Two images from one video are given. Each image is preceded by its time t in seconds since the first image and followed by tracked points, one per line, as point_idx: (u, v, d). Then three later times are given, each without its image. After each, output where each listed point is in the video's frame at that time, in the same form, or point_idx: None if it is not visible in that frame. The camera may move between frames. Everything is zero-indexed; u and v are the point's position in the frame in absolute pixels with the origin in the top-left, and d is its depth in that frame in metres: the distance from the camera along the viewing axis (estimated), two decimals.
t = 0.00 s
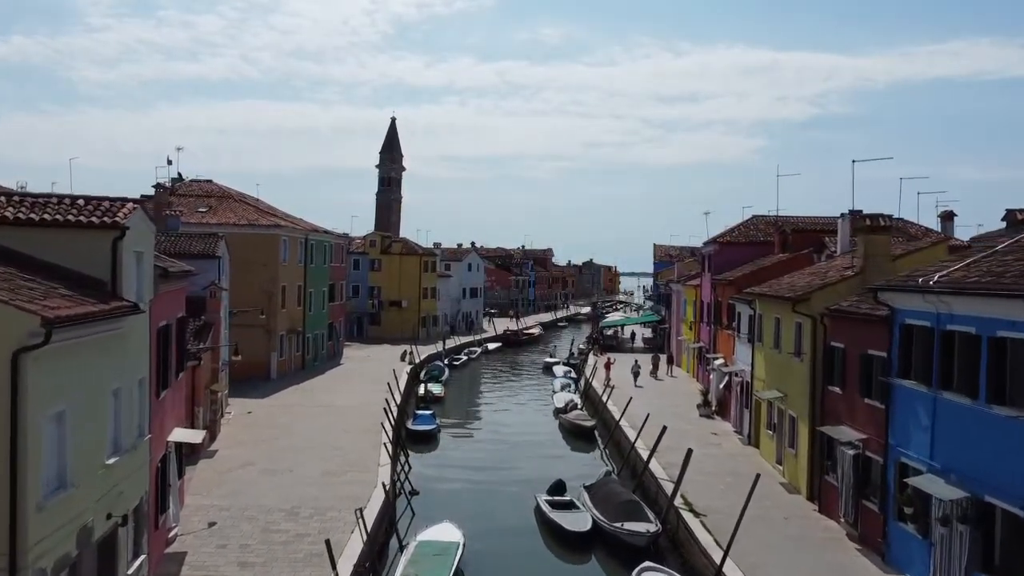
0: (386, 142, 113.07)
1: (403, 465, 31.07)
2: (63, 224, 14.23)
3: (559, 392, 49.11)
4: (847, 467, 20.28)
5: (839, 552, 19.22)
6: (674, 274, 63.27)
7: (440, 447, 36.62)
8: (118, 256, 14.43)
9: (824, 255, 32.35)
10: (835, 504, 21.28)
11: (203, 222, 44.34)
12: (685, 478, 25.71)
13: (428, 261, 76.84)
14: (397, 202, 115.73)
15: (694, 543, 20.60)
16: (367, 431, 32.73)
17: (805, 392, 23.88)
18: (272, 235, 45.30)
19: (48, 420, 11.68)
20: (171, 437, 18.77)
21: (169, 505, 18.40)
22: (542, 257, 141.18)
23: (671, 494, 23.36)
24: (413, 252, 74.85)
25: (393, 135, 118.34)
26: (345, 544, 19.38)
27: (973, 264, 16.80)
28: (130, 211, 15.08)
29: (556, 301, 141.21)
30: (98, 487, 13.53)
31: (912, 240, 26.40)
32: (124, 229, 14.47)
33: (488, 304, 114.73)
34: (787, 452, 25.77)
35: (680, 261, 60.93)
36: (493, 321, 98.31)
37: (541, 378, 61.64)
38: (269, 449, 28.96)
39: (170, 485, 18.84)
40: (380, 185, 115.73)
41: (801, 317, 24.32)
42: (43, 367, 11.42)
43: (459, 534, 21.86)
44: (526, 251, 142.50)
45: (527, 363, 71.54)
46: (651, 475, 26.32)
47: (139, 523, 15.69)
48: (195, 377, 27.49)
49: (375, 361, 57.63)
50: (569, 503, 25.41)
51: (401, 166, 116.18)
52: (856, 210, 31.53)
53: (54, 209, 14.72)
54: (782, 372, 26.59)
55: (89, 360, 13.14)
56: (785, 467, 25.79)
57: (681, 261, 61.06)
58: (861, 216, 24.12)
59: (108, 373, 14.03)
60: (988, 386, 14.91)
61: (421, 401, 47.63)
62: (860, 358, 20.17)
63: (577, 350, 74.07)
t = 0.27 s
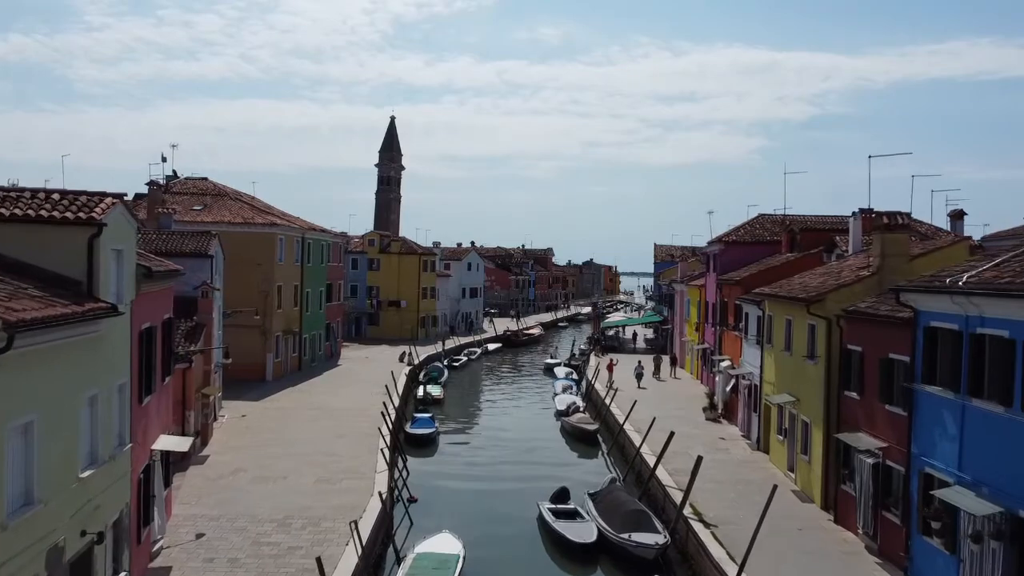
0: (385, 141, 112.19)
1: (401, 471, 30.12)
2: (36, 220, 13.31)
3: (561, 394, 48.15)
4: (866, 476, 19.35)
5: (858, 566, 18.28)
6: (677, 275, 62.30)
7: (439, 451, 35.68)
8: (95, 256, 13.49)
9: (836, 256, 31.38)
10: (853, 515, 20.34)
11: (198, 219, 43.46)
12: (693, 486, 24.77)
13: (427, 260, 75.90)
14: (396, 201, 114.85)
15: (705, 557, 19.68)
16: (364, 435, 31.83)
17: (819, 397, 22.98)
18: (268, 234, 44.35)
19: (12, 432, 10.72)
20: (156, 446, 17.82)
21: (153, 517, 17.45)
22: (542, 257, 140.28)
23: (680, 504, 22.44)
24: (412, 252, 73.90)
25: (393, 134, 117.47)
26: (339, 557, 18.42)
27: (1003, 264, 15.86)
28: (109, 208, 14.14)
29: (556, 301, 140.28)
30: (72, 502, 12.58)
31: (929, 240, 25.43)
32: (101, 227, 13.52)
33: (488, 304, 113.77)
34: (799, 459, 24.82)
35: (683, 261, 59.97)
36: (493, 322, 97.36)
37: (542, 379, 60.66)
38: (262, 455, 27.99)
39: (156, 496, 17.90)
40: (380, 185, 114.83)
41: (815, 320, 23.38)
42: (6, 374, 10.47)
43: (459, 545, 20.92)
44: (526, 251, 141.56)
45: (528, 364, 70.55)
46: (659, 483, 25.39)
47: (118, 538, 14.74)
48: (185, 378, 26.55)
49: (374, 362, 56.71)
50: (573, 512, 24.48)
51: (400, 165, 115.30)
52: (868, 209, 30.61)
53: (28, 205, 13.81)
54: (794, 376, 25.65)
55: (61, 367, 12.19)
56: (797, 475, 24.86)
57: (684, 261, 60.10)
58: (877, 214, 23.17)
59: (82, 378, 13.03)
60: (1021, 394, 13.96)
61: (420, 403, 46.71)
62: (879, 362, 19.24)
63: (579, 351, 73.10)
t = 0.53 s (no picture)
0: (384, 140, 111.05)
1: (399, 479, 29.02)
2: None
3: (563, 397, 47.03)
4: (889, 488, 18.29)
5: None
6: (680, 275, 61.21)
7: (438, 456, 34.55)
8: (64, 254, 12.40)
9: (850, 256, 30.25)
10: (875, 528, 19.29)
11: (191, 217, 42.37)
12: (704, 496, 23.69)
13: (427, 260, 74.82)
14: (395, 201, 113.73)
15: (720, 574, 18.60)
16: (361, 440, 30.74)
17: (836, 404, 21.95)
18: (263, 233, 43.24)
19: None
20: (137, 457, 16.73)
21: (134, 532, 16.37)
22: (542, 256, 139.26)
23: (692, 516, 21.36)
24: (411, 251, 72.80)
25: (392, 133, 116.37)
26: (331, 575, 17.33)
27: None
28: (80, 201, 13.04)
29: (556, 301, 139.26)
30: (37, 524, 11.49)
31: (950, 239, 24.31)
32: (70, 224, 12.44)
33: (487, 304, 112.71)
34: (814, 467, 23.74)
35: (687, 261, 58.86)
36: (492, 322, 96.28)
37: (543, 381, 59.55)
38: (254, 462, 26.90)
39: (137, 509, 16.81)
40: (378, 184, 113.71)
41: (832, 323, 22.30)
42: None
43: (460, 560, 19.84)
44: (526, 250, 140.52)
45: (528, 365, 69.45)
46: (667, 493, 24.32)
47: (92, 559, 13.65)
48: (174, 383, 25.53)
49: (372, 363, 55.62)
50: (579, 523, 23.39)
51: (400, 164, 114.18)
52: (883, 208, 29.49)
53: None
54: (809, 381, 24.56)
55: (24, 375, 11.10)
56: (812, 484, 23.80)
57: (688, 261, 58.99)
58: (898, 211, 22.05)
59: (47, 388, 11.87)
60: None
61: (419, 406, 45.62)
62: (904, 369, 18.17)
63: (580, 352, 72.02)
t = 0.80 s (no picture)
0: (384, 140, 109.83)
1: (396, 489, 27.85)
2: None
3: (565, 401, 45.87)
4: (917, 506, 17.09)
5: None
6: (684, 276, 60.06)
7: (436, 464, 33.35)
8: (24, 257, 11.24)
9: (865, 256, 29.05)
10: (901, 548, 18.11)
11: (183, 216, 41.25)
12: (717, 509, 22.51)
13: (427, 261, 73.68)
14: (394, 200, 112.52)
15: None
16: (357, 448, 29.55)
17: (857, 414, 20.77)
18: (257, 233, 42.05)
19: None
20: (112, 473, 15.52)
21: (109, 554, 15.20)
22: (542, 256, 138.22)
23: (705, 533, 20.19)
24: (410, 252, 71.64)
25: (391, 131, 115.16)
26: None
27: None
28: (44, 200, 11.87)
29: (556, 302, 138.16)
30: None
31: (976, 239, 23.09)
32: (31, 224, 11.28)
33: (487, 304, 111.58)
34: (833, 480, 22.51)
35: (691, 261, 57.68)
36: (492, 323, 95.16)
37: (544, 384, 58.39)
38: (244, 472, 25.71)
39: (114, 530, 15.60)
40: (378, 183, 112.54)
41: (853, 329, 21.11)
42: None
43: None
44: (526, 250, 139.43)
45: (529, 367, 68.27)
46: (678, 506, 23.15)
47: None
48: (160, 391, 24.48)
49: (370, 366, 54.45)
50: (585, 539, 22.23)
51: (399, 163, 112.95)
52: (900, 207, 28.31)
53: None
54: (826, 389, 23.37)
55: None
56: (830, 497, 22.62)
57: (691, 261, 57.79)
58: (922, 210, 20.84)
59: (4, 405, 10.73)
60: None
61: (417, 410, 44.41)
62: (935, 379, 17.01)
63: (581, 354, 70.88)
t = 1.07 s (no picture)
0: (383, 139, 108.56)
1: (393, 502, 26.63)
2: None
3: (568, 407, 44.63)
4: (954, 529, 15.83)
5: None
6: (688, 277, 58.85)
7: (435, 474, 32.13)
8: None
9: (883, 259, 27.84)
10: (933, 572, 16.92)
11: (174, 215, 39.97)
12: (731, 528, 21.29)
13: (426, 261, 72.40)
14: (394, 199, 111.26)
15: None
16: (352, 459, 28.26)
17: (882, 427, 19.57)
18: (251, 233, 40.79)
19: None
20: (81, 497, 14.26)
21: None
22: (543, 256, 136.95)
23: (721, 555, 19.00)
24: (409, 252, 70.36)
25: (391, 130, 113.91)
26: None
27: None
28: None
29: (557, 302, 136.87)
30: None
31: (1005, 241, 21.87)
32: None
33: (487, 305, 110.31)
34: (854, 496, 21.31)
35: (695, 262, 56.48)
36: (492, 324, 93.90)
37: (546, 387, 57.15)
38: (233, 486, 24.49)
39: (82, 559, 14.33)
40: (377, 182, 111.27)
41: (878, 337, 19.90)
42: None
43: None
44: (526, 250, 138.15)
45: (530, 370, 67.01)
46: (690, 524, 21.96)
47: None
48: (144, 401, 23.36)
49: (367, 369, 53.11)
50: (591, 558, 21.03)
51: (398, 162, 111.67)
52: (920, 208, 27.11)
53: None
54: (846, 400, 22.16)
55: None
56: (852, 514, 21.37)
57: (696, 262, 56.58)
58: (952, 211, 19.61)
59: None
60: None
61: (415, 416, 43.06)
62: (973, 393, 15.79)
63: (583, 357, 69.63)
